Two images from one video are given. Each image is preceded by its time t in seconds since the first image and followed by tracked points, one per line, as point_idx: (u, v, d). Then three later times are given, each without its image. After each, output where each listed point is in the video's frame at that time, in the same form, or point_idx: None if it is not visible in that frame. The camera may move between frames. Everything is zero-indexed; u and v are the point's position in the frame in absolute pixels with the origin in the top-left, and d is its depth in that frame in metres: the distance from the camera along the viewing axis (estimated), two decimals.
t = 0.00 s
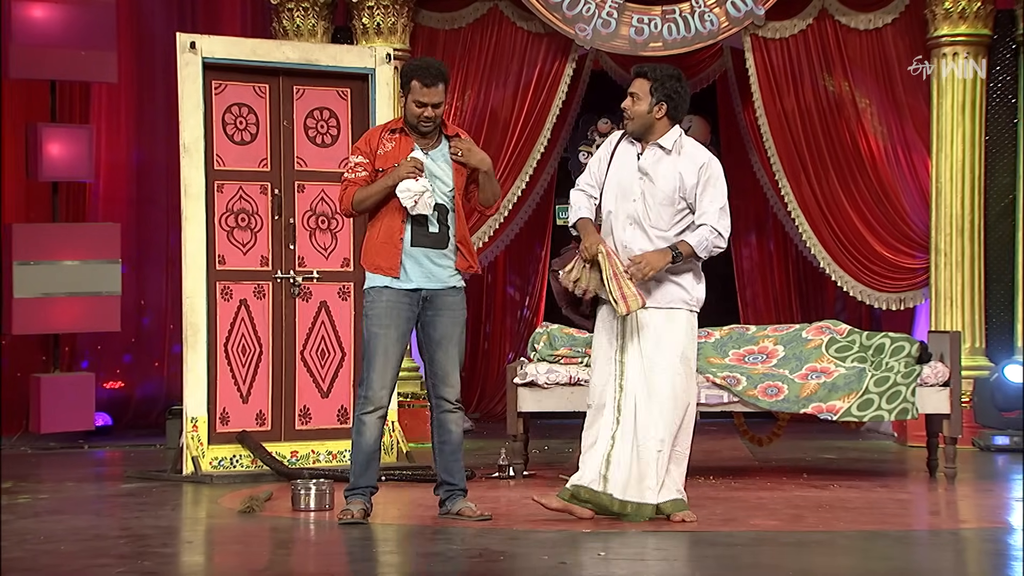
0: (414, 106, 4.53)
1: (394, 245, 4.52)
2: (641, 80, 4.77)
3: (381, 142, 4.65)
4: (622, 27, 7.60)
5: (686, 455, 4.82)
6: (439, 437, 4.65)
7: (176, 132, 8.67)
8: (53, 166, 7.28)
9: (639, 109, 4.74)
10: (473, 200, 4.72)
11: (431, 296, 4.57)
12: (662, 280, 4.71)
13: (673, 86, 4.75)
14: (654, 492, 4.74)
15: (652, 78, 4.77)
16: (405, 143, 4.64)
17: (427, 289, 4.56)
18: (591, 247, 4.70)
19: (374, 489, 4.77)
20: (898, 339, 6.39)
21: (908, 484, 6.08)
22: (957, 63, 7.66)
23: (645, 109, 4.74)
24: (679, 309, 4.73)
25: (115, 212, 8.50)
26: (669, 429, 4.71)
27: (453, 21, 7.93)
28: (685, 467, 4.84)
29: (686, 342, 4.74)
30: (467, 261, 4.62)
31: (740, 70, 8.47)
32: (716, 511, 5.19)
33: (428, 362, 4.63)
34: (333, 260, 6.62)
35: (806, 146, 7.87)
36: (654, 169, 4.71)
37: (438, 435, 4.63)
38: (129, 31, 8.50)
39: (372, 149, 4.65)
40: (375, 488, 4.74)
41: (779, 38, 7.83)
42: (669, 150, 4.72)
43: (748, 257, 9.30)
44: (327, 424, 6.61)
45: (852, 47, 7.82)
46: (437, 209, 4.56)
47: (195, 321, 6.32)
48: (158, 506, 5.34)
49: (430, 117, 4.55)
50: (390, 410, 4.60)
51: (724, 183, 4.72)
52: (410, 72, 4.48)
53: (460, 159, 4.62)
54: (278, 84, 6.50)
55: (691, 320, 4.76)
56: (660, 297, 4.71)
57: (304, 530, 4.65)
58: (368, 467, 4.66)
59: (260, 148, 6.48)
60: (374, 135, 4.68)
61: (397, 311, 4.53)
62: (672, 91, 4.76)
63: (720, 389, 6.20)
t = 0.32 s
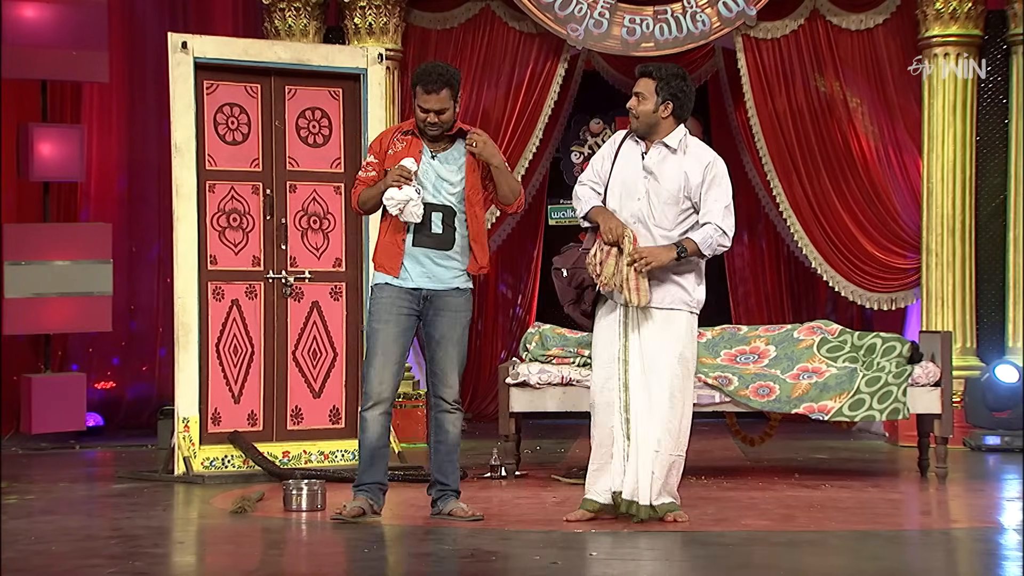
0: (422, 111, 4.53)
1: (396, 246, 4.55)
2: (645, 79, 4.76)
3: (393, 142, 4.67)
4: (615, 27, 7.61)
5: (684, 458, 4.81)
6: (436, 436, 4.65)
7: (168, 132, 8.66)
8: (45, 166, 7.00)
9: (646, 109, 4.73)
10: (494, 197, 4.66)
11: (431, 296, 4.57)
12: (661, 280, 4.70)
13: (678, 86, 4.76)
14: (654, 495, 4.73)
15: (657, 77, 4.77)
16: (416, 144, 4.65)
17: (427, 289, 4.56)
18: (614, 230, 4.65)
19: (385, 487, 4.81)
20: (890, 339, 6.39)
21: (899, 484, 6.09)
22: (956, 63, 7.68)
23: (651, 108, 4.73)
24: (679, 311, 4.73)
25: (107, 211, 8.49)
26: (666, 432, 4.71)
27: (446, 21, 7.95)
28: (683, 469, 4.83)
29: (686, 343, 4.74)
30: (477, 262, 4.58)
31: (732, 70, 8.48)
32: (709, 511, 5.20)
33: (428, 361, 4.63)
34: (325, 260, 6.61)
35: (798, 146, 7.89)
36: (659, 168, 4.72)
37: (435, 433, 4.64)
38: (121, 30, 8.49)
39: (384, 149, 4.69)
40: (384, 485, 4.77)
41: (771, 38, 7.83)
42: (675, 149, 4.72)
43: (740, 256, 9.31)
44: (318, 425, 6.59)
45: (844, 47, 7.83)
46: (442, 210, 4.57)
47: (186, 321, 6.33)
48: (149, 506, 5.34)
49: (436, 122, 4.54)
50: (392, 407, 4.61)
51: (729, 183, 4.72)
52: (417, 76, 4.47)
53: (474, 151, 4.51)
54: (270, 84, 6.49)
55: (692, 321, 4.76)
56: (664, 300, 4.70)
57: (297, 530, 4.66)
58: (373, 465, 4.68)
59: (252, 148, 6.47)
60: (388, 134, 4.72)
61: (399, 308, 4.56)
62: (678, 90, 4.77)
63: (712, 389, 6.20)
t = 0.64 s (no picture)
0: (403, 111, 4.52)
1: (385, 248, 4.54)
2: (641, 78, 4.75)
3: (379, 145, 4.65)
4: (607, 28, 7.60)
5: (672, 459, 4.83)
6: (428, 437, 4.64)
7: (161, 134, 8.66)
8: None
9: (640, 109, 4.73)
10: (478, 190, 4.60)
11: (420, 297, 4.57)
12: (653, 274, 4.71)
13: (673, 86, 4.74)
14: (643, 495, 4.75)
15: (653, 77, 4.75)
16: (402, 145, 4.62)
17: (416, 290, 4.56)
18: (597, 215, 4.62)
19: (379, 488, 4.76)
20: (881, 339, 6.41)
21: (891, 484, 6.10)
22: (948, 63, 7.71)
23: (645, 108, 4.73)
24: (671, 311, 4.74)
25: (100, 211, 8.49)
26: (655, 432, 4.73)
27: (438, 21, 7.94)
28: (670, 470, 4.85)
29: (677, 344, 4.76)
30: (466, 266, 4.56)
31: (725, 70, 8.48)
32: (700, 511, 5.21)
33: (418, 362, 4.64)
34: (318, 260, 6.60)
35: (790, 146, 7.89)
36: (653, 168, 4.73)
37: (427, 434, 4.62)
38: (112, 31, 8.48)
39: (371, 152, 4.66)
40: (377, 486, 4.74)
41: (763, 39, 7.85)
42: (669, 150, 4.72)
43: (732, 257, 9.32)
44: (310, 425, 6.58)
45: (836, 48, 7.84)
46: (430, 211, 4.55)
47: (178, 321, 6.33)
48: (142, 507, 5.34)
49: (418, 122, 4.53)
50: (383, 408, 4.62)
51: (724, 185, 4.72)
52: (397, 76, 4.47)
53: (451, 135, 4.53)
54: (262, 84, 6.49)
55: (683, 322, 4.77)
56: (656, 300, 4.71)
57: (288, 530, 4.66)
58: (366, 465, 4.68)
59: (245, 148, 6.47)
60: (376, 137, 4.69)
61: (388, 308, 4.57)
62: (673, 90, 4.75)
63: (705, 390, 6.22)
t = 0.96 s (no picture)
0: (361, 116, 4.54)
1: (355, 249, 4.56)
2: (637, 79, 4.74)
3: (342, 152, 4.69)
4: (603, 28, 7.61)
5: (669, 459, 4.82)
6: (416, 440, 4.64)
7: (155, 136, 8.64)
8: None
9: (636, 109, 4.72)
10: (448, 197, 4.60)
11: (393, 301, 4.57)
12: (648, 275, 4.71)
13: (668, 87, 4.74)
14: (635, 495, 4.76)
15: (648, 78, 4.74)
16: (367, 150, 4.65)
17: (388, 293, 4.57)
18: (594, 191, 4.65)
19: (371, 493, 4.76)
20: (877, 340, 6.41)
21: (886, 484, 6.12)
22: (943, 64, 7.72)
23: (641, 109, 4.72)
24: (666, 313, 4.74)
25: (94, 212, 8.47)
26: (649, 433, 4.73)
27: (433, 22, 7.94)
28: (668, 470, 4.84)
29: (671, 345, 4.75)
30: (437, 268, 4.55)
31: (720, 71, 8.47)
32: (696, 511, 5.22)
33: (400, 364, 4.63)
34: (313, 261, 6.59)
35: (785, 147, 7.90)
36: (648, 169, 4.75)
37: (414, 437, 4.63)
38: (106, 32, 8.47)
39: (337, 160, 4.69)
40: (369, 490, 4.73)
41: (758, 40, 7.84)
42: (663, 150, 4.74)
43: (728, 258, 9.33)
44: (306, 426, 6.59)
45: (831, 49, 7.85)
46: (398, 212, 4.57)
47: (173, 322, 6.32)
48: (137, 508, 5.35)
49: (376, 121, 4.54)
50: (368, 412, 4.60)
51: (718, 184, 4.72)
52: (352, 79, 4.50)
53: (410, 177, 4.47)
54: (257, 85, 6.49)
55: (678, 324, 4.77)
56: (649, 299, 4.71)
57: (284, 531, 4.67)
58: (356, 469, 4.66)
59: (240, 149, 6.47)
60: (341, 146, 4.72)
61: (360, 311, 4.56)
62: (668, 91, 4.75)
63: (700, 391, 6.20)
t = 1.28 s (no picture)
0: (352, 98, 4.56)
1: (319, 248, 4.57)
2: (641, 80, 4.75)
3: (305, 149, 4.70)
4: (601, 28, 7.61)
5: (670, 459, 4.83)
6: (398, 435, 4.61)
7: (154, 135, 8.64)
8: None
9: (640, 110, 4.73)
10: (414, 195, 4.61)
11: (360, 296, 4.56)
12: (651, 276, 4.71)
13: (672, 87, 4.75)
14: (633, 495, 4.76)
15: (653, 78, 4.75)
16: (330, 146, 4.65)
17: (354, 289, 4.56)
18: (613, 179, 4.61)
19: (368, 493, 4.75)
20: (875, 340, 6.40)
21: (885, 484, 6.12)
22: (942, 63, 7.72)
23: (645, 109, 4.73)
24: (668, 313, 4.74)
25: (92, 213, 8.47)
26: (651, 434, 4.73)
27: (432, 22, 7.95)
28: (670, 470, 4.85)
29: (672, 344, 4.75)
30: (402, 259, 4.53)
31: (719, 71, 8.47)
32: (694, 511, 5.22)
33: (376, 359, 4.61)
34: (312, 261, 6.59)
35: (783, 147, 7.88)
36: (651, 169, 4.75)
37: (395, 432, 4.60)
38: (105, 32, 8.46)
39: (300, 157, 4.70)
40: (366, 490, 4.72)
41: (756, 39, 7.86)
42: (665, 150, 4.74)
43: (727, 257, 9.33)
44: (305, 426, 6.59)
45: (829, 49, 7.85)
46: (359, 209, 4.55)
47: (172, 322, 6.32)
48: (136, 508, 5.35)
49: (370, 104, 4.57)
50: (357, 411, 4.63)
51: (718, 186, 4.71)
52: (340, 65, 4.55)
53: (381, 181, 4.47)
54: (255, 85, 6.49)
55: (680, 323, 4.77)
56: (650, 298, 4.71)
57: (283, 531, 4.67)
58: (353, 469, 4.66)
59: (239, 149, 6.46)
60: (303, 143, 4.73)
61: (335, 312, 4.58)
62: (672, 91, 4.75)
63: (699, 390, 6.21)
